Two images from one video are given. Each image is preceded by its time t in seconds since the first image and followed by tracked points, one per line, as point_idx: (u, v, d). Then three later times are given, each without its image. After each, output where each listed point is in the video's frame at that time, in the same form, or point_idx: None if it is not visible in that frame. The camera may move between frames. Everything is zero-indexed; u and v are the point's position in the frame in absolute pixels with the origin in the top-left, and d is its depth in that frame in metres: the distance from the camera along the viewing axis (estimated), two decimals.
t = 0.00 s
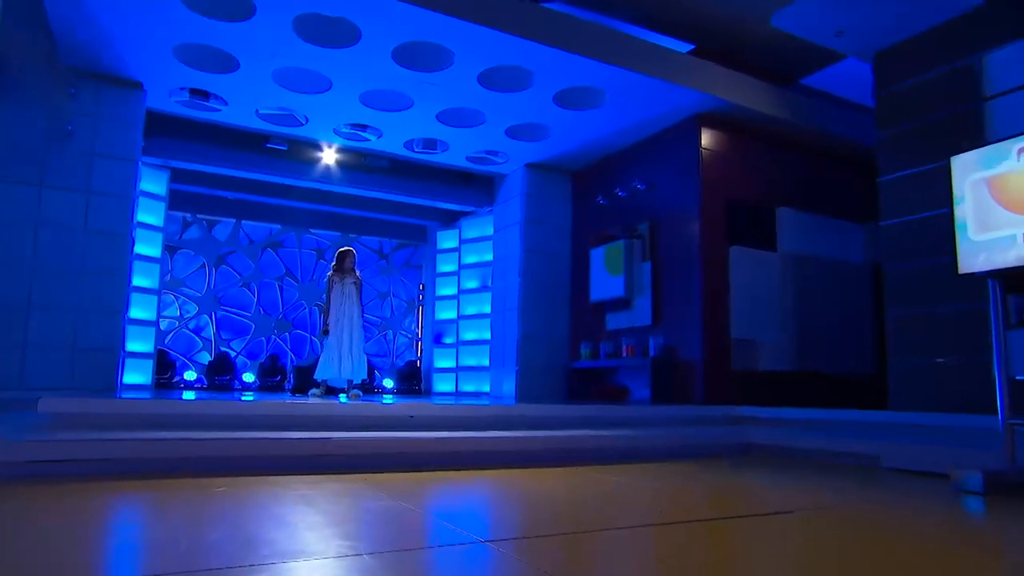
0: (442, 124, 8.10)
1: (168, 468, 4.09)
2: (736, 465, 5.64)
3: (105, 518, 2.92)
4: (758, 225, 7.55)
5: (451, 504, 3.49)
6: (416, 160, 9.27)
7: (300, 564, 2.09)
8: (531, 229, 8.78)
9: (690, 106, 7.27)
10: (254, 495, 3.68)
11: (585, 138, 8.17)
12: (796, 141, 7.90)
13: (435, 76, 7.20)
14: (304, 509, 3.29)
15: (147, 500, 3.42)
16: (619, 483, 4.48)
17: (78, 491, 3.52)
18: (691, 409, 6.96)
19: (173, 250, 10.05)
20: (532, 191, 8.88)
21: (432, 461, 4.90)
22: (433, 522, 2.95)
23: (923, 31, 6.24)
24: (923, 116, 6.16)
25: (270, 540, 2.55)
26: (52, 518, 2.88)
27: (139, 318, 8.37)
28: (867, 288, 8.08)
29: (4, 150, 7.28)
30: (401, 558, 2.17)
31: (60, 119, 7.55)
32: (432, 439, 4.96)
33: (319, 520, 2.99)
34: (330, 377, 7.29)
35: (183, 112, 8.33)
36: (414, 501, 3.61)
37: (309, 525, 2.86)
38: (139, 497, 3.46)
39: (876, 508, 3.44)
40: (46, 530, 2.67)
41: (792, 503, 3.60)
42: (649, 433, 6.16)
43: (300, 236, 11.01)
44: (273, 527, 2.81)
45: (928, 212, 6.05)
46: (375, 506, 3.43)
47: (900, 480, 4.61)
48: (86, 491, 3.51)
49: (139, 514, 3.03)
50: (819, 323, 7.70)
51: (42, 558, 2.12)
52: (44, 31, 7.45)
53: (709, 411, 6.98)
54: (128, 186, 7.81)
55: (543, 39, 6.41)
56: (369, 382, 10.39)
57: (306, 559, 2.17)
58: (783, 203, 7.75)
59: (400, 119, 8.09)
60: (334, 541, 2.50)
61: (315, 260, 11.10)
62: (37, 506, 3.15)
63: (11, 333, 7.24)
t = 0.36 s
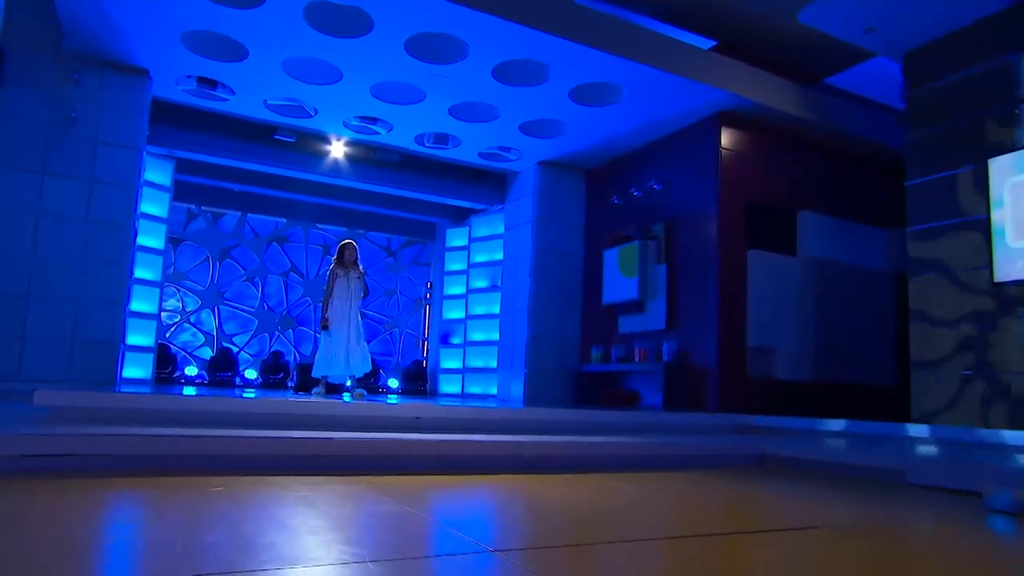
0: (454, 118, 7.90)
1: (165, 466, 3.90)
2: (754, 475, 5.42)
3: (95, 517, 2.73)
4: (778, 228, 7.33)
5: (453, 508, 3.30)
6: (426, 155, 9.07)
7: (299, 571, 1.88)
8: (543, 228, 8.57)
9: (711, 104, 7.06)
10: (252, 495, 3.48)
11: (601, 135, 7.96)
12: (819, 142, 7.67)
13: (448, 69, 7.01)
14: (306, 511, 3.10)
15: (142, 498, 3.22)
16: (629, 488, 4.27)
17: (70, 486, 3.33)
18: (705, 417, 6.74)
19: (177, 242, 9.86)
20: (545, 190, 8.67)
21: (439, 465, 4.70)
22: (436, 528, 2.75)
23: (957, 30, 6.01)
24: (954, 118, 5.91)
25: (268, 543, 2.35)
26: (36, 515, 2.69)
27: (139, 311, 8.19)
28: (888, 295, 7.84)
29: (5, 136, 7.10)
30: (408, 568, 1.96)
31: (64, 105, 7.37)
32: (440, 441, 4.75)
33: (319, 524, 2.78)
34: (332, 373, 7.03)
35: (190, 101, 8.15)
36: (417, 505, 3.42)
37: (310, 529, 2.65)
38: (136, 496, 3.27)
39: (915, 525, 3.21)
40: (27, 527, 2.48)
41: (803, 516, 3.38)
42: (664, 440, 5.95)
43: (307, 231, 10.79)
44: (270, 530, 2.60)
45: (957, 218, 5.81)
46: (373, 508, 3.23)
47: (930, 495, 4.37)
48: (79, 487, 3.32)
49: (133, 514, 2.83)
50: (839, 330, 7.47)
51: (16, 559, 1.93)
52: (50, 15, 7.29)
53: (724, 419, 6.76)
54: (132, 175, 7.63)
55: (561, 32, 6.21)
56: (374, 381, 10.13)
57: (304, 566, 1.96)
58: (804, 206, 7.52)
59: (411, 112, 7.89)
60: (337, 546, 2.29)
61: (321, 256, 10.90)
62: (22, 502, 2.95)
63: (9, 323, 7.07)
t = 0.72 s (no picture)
0: (472, 115, 7.72)
1: (168, 465, 3.74)
2: (778, 487, 5.20)
3: (92, 516, 2.56)
4: (803, 234, 7.11)
5: (461, 514, 3.12)
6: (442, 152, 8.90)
7: None
8: (560, 229, 8.38)
9: (737, 104, 6.85)
10: (257, 497, 3.30)
11: (622, 135, 7.76)
12: (847, 145, 7.44)
13: (467, 64, 6.83)
14: (312, 514, 2.93)
15: (143, 497, 3.06)
16: (646, 498, 4.08)
17: (69, 483, 3.17)
18: (725, 426, 6.53)
19: (188, 236, 9.68)
20: (562, 189, 8.47)
21: (452, 470, 4.52)
22: (447, 535, 2.57)
23: (997, 28, 5.76)
24: (993, 121, 5.66)
25: (272, 548, 2.17)
26: (28, 514, 2.52)
27: (148, 305, 8.06)
28: (916, 304, 7.60)
29: (16, 125, 6.98)
30: None
31: (77, 95, 7.25)
32: (452, 445, 4.57)
33: (325, 529, 2.59)
34: (337, 371, 6.88)
35: (204, 93, 8.02)
36: (429, 511, 3.24)
37: (316, 534, 2.47)
38: (139, 494, 3.11)
39: (964, 545, 2.98)
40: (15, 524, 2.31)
41: (822, 529, 3.18)
42: (685, 449, 5.73)
43: (320, 227, 10.50)
44: (271, 535, 2.42)
45: (995, 224, 5.55)
46: (377, 512, 3.06)
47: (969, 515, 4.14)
48: (78, 484, 3.16)
49: (132, 514, 2.65)
50: (865, 339, 7.23)
51: None
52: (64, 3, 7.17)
53: (745, 429, 6.54)
54: (143, 167, 7.51)
55: (584, 27, 6.02)
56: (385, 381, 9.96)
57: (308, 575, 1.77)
58: (831, 211, 7.30)
59: (428, 108, 7.72)
60: (344, 554, 2.10)
61: (333, 252, 10.60)
62: (15, 499, 2.79)
63: (17, 314, 6.95)
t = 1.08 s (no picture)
0: (494, 115, 7.57)
1: (178, 466, 3.61)
2: (808, 503, 4.99)
3: (97, 517, 2.43)
4: (834, 242, 6.89)
5: (477, 523, 2.97)
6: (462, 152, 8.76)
7: None
8: (581, 232, 8.21)
9: (768, 106, 6.64)
10: (268, 501, 3.16)
11: (647, 136, 7.57)
12: (880, 150, 7.22)
13: (490, 62, 6.69)
14: (323, 519, 2.79)
15: (150, 497, 2.93)
16: (671, 512, 3.90)
17: (75, 480, 3.05)
18: (750, 438, 6.32)
19: (205, 233, 9.64)
20: (585, 192, 8.30)
21: (470, 479, 4.36)
22: (466, 546, 2.40)
23: None
24: None
25: (281, 556, 2.02)
26: (29, 513, 2.39)
27: (163, 302, 7.99)
28: (949, 316, 7.36)
29: (36, 119, 6.92)
30: None
31: (97, 89, 7.18)
32: (470, 451, 4.41)
33: (337, 537, 2.43)
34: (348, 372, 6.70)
35: (223, 88, 7.92)
36: (448, 520, 3.08)
37: (329, 543, 2.31)
38: (147, 494, 2.97)
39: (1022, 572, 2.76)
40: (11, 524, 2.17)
41: (856, 549, 2.99)
42: (709, 461, 5.53)
43: (337, 226, 10.41)
44: (281, 542, 2.26)
45: None
46: (389, 519, 2.91)
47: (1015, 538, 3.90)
48: (83, 482, 3.03)
49: (137, 517, 2.52)
50: (896, 351, 6.99)
51: None
52: None
53: (770, 442, 6.33)
54: (161, 162, 7.43)
55: (612, 25, 5.87)
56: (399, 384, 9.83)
57: None
58: (862, 219, 7.08)
59: (449, 107, 7.57)
60: (359, 564, 1.93)
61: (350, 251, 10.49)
62: (17, 497, 2.67)
63: (32, 308, 6.88)
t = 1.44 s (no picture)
0: (517, 115, 7.42)
1: (187, 468, 3.48)
2: (840, 521, 4.77)
3: (105, 521, 2.30)
4: (866, 251, 6.67)
5: (498, 535, 2.80)
6: (483, 153, 8.62)
7: None
8: (603, 236, 8.03)
9: (800, 109, 6.44)
10: (279, 507, 3.01)
11: (674, 139, 7.39)
12: (915, 156, 6.99)
13: (515, 61, 6.54)
14: (336, 527, 2.65)
15: (158, 500, 2.80)
16: (697, 527, 3.72)
17: (81, 480, 2.93)
18: (776, 452, 6.10)
19: (222, 230, 9.54)
20: (608, 195, 8.12)
21: (489, 488, 4.20)
22: (489, 560, 2.23)
23: None
24: None
25: (289, 565, 1.86)
26: (33, 515, 2.26)
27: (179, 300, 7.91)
28: (986, 329, 7.09)
29: (56, 113, 6.88)
30: None
31: (117, 83, 7.11)
32: (490, 460, 4.24)
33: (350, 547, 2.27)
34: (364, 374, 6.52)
35: (244, 84, 7.83)
36: (468, 531, 2.92)
37: (342, 553, 2.15)
38: (156, 497, 2.85)
39: None
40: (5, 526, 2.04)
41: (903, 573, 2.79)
42: (735, 475, 5.33)
43: (354, 227, 10.32)
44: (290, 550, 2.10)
45: None
46: (405, 528, 2.77)
47: None
48: (92, 482, 2.91)
49: (147, 520, 2.39)
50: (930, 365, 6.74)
51: None
52: None
53: (797, 457, 6.11)
54: (180, 158, 7.35)
55: (641, 24, 5.70)
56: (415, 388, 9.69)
57: None
58: (896, 227, 6.85)
59: (472, 106, 7.43)
60: None
61: (368, 252, 10.36)
62: (18, 497, 2.54)
63: (47, 303, 6.83)
